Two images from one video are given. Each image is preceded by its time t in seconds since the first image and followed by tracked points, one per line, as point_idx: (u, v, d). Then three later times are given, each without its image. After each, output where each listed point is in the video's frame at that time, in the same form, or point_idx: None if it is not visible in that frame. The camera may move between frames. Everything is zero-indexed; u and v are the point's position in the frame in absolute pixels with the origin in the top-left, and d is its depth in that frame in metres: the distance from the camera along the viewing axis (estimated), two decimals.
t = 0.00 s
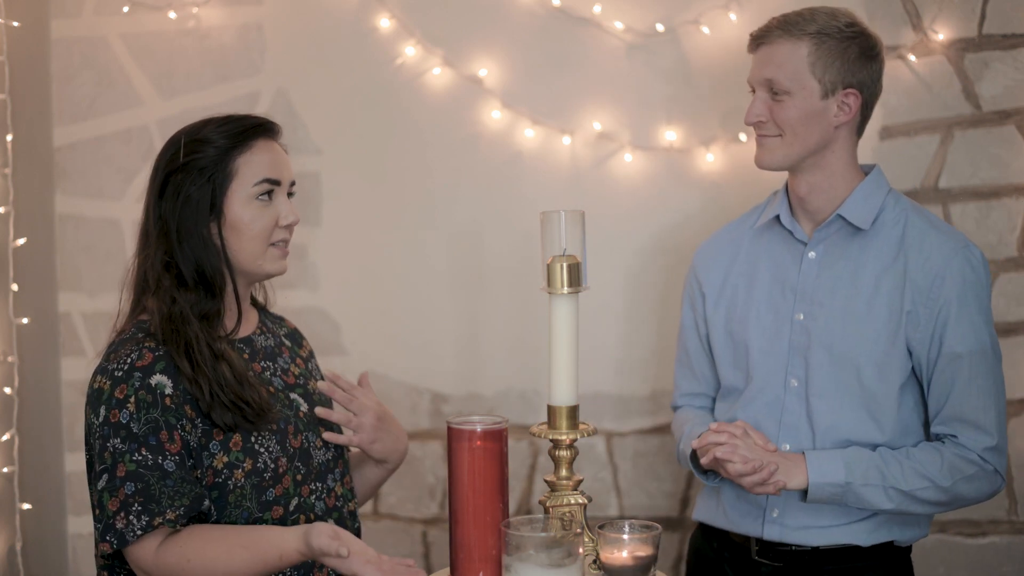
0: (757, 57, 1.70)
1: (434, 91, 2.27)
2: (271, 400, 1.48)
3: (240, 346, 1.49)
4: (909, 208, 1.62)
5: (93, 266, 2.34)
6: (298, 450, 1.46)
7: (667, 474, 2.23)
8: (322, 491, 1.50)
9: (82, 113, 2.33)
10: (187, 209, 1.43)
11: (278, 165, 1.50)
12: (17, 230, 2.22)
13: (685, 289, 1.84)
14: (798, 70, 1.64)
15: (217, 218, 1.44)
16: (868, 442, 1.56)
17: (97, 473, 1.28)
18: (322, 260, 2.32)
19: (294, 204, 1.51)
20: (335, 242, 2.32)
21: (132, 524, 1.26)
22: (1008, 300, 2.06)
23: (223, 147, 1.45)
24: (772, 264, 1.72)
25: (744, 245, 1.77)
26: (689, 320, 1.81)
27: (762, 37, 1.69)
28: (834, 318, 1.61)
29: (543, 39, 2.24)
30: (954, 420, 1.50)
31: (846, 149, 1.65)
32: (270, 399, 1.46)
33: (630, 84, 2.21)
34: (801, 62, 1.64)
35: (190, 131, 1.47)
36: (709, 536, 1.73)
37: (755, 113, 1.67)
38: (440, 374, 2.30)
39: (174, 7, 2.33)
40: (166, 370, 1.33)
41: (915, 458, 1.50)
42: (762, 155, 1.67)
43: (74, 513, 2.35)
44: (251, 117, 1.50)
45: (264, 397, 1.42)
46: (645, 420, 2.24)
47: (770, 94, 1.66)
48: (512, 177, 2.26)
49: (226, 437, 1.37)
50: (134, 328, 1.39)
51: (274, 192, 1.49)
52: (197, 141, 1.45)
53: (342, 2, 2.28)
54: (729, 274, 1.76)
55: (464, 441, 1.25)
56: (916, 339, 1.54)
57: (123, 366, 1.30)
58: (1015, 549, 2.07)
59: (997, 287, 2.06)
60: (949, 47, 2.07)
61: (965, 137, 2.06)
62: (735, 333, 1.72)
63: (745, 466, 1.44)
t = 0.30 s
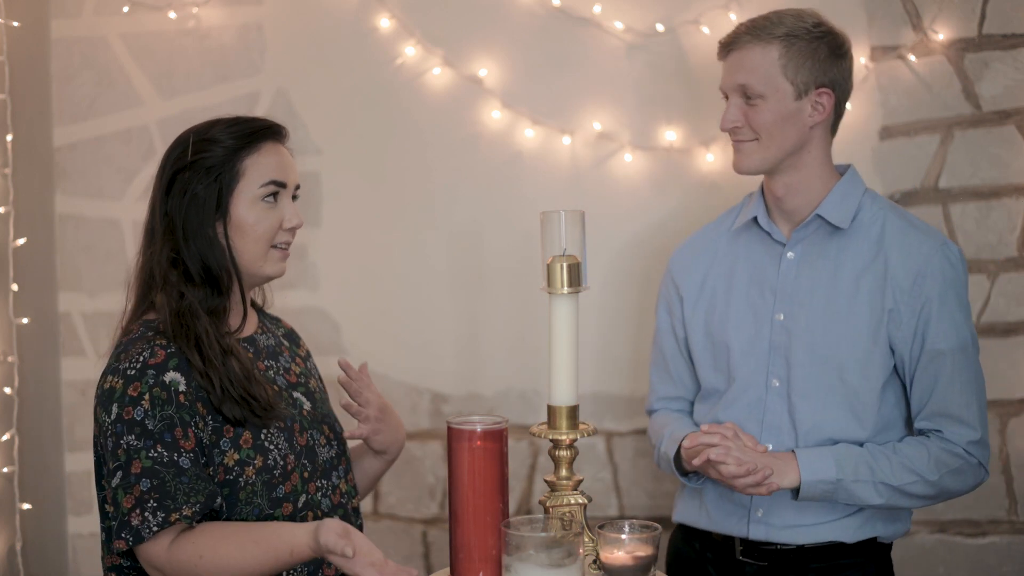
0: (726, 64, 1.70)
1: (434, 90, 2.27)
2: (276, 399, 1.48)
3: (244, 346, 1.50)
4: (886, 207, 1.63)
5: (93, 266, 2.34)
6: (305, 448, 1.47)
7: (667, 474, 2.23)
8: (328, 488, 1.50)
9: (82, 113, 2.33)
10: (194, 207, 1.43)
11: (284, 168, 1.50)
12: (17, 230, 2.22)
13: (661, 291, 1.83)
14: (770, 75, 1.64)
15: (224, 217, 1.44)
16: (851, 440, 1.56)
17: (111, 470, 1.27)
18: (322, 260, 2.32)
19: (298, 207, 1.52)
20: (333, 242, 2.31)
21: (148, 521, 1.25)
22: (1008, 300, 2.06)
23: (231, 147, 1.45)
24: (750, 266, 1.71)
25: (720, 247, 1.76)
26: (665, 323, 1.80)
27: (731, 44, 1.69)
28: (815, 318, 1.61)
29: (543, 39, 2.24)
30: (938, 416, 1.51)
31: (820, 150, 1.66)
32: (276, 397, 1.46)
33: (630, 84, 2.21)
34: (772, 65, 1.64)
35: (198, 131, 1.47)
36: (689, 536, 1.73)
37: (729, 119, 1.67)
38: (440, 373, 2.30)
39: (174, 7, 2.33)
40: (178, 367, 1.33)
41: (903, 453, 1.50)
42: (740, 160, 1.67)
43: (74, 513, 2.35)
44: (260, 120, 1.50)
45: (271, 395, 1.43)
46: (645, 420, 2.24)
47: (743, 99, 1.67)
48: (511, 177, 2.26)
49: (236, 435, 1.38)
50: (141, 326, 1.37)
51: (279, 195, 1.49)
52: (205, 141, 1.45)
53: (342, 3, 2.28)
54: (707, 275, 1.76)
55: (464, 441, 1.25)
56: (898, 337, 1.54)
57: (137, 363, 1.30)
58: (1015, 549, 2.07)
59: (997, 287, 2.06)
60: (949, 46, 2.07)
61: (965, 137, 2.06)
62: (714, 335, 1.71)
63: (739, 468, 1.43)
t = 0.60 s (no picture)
0: (702, 65, 1.72)
1: (434, 91, 2.27)
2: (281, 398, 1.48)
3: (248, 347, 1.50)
4: (868, 204, 1.63)
5: (93, 266, 2.34)
6: (310, 446, 1.47)
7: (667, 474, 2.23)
8: (332, 485, 1.50)
9: (82, 113, 2.33)
10: (207, 210, 1.43)
11: (295, 170, 1.50)
12: (17, 230, 2.22)
13: (646, 295, 1.83)
14: (744, 74, 1.66)
15: (237, 219, 1.44)
16: (840, 437, 1.56)
17: (114, 470, 1.28)
18: (322, 260, 2.32)
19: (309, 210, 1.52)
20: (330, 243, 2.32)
21: (150, 521, 1.25)
22: (1008, 300, 2.06)
23: (243, 151, 1.45)
24: (735, 267, 1.72)
25: (705, 250, 1.76)
26: (652, 327, 1.80)
27: (704, 46, 1.71)
28: (801, 317, 1.61)
29: (543, 39, 2.24)
30: (927, 410, 1.51)
31: (799, 147, 1.67)
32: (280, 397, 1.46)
33: (630, 84, 2.21)
34: (745, 65, 1.66)
35: (209, 134, 1.47)
36: (681, 537, 1.73)
37: (706, 120, 1.69)
38: (440, 373, 2.30)
39: (174, 7, 2.33)
40: (183, 368, 1.33)
41: (893, 448, 1.50)
42: (719, 162, 1.68)
43: (74, 513, 2.35)
44: (271, 124, 1.50)
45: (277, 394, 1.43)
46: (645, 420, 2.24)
47: (719, 100, 1.68)
48: (511, 177, 2.26)
49: (242, 433, 1.38)
50: (147, 328, 1.38)
51: (291, 198, 1.49)
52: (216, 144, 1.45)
53: (342, 2, 2.28)
54: (692, 278, 1.76)
55: (464, 441, 1.25)
56: (884, 333, 1.54)
57: (141, 363, 1.30)
58: (1015, 548, 2.07)
59: (997, 287, 2.06)
60: (949, 46, 2.07)
61: (965, 137, 2.06)
62: (701, 337, 1.71)
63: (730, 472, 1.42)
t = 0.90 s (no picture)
0: (694, 64, 1.73)
1: (434, 90, 2.27)
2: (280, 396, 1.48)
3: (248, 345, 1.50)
4: (863, 202, 1.62)
5: (93, 266, 2.33)
6: (308, 444, 1.47)
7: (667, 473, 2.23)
8: (330, 483, 1.51)
9: (82, 113, 2.33)
10: (204, 209, 1.43)
11: (293, 170, 1.51)
12: (17, 230, 2.25)
13: (647, 298, 1.84)
14: (734, 73, 1.66)
15: (234, 218, 1.44)
16: (837, 437, 1.55)
17: (111, 465, 1.27)
18: (323, 260, 2.32)
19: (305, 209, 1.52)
20: (329, 244, 2.32)
21: (145, 516, 1.24)
22: (1007, 300, 2.06)
23: (239, 150, 1.45)
24: (733, 269, 1.72)
25: (703, 252, 1.77)
26: (652, 330, 1.81)
27: (697, 45, 1.72)
28: (798, 316, 1.61)
29: (543, 39, 2.24)
30: (924, 409, 1.50)
31: (791, 147, 1.66)
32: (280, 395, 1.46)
33: (630, 84, 2.22)
34: (736, 63, 1.66)
35: (208, 133, 1.47)
36: (679, 536, 1.73)
37: (697, 117, 1.69)
38: (439, 373, 2.30)
39: (174, 7, 2.33)
40: (183, 364, 1.32)
41: (891, 448, 1.50)
42: (708, 159, 1.69)
43: (73, 513, 2.33)
44: (269, 122, 1.51)
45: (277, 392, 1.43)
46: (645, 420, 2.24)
47: (710, 97, 1.69)
48: (511, 177, 2.26)
49: (241, 431, 1.38)
50: (147, 325, 1.37)
51: (287, 196, 1.49)
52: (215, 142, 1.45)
53: (342, 3, 2.28)
54: (690, 280, 1.76)
55: (463, 441, 1.25)
56: (880, 332, 1.54)
57: (141, 360, 1.29)
58: (1015, 548, 2.07)
59: (997, 287, 2.06)
60: (949, 47, 2.07)
61: (965, 137, 2.06)
62: (699, 338, 1.71)
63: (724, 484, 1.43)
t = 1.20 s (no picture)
0: (700, 62, 1.73)
1: (434, 90, 2.27)
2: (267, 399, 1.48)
3: (238, 346, 1.49)
4: (866, 203, 1.62)
5: (93, 266, 2.33)
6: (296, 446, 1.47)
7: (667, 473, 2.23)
8: (319, 486, 1.49)
9: (82, 113, 2.33)
10: (190, 211, 1.44)
11: (283, 173, 1.50)
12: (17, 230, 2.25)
13: (650, 299, 1.84)
14: (740, 72, 1.66)
15: (220, 222, 1.44)
16: (838, 438, 1.55)
17: (85, 465, 1.28)
18: (323, 260, 2.32)
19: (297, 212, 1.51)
20: (330, 245, 2.32)
21: (110, 518, 1.24)
22: (1007, 300, 2.06)
23: (230, 152, 1.45)
24: (735, 269, 1.72)
25: (706, 252, 1.77)
26: (655, 330, 1.81)
27: (704, 44, 1.73)
28: (800, 317, 1.61)
29: (543, 39, 2.24)
30: (927, 409, 1.50)
31: (796, 147, 1.66)
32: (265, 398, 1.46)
33: (629, 84, 2.22)
34: (741, 63, 1.67)
35: (199, 134, 1.47)
36: (681, 535, 1.73)
37: (702, 116, 1.70)
38: (440, 373, 2.30)
39: (174, 7, 2.33)
40: (162, 368, 1.33)
41: (894, 450, 1.50)
42: (713, 158, 1.69)
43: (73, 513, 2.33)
44: (261, 123, 1.51)
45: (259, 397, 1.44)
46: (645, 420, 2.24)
47: (715, 96, 1.69)
48: (511, 177, 2.26)
49: (222, 434, 1.38)
50: (134, 326, 1.39)
51: (277, 199, 1.49)
52: (206, 145, 1.46)
53: (342, 3, 2.28)
54: (693, 281, 1.76)
55: (464, 441, 1.25)
56: (882, 333, 1.53)
57: (121, 362, 1.31)
58: (1015, 548, 2.07)
59: (997, 287, 2.06)
60: (949, 47, 2.07)
61: (965, 137, 2.06)
62: (702, 339, 1.72)
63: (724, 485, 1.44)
